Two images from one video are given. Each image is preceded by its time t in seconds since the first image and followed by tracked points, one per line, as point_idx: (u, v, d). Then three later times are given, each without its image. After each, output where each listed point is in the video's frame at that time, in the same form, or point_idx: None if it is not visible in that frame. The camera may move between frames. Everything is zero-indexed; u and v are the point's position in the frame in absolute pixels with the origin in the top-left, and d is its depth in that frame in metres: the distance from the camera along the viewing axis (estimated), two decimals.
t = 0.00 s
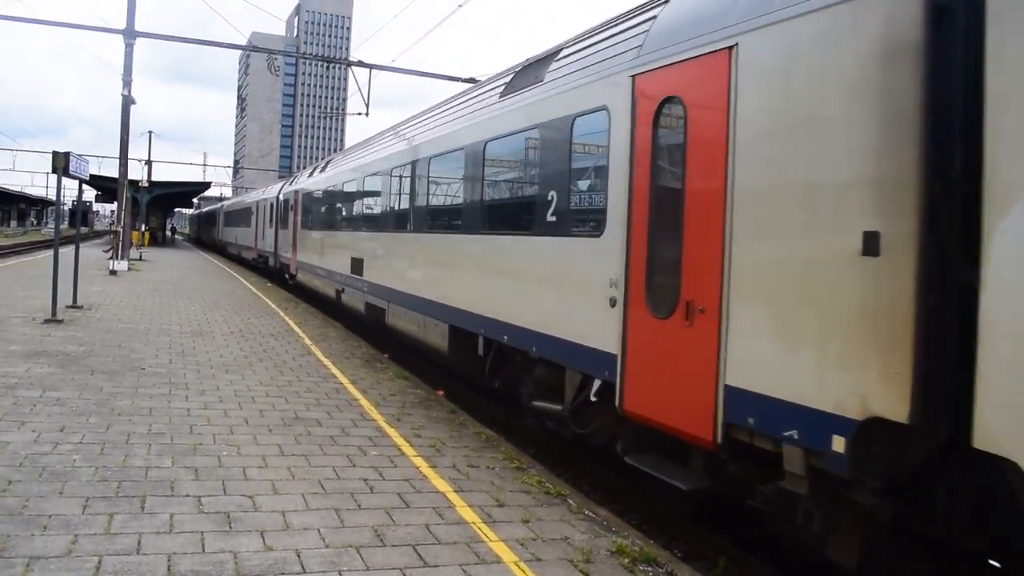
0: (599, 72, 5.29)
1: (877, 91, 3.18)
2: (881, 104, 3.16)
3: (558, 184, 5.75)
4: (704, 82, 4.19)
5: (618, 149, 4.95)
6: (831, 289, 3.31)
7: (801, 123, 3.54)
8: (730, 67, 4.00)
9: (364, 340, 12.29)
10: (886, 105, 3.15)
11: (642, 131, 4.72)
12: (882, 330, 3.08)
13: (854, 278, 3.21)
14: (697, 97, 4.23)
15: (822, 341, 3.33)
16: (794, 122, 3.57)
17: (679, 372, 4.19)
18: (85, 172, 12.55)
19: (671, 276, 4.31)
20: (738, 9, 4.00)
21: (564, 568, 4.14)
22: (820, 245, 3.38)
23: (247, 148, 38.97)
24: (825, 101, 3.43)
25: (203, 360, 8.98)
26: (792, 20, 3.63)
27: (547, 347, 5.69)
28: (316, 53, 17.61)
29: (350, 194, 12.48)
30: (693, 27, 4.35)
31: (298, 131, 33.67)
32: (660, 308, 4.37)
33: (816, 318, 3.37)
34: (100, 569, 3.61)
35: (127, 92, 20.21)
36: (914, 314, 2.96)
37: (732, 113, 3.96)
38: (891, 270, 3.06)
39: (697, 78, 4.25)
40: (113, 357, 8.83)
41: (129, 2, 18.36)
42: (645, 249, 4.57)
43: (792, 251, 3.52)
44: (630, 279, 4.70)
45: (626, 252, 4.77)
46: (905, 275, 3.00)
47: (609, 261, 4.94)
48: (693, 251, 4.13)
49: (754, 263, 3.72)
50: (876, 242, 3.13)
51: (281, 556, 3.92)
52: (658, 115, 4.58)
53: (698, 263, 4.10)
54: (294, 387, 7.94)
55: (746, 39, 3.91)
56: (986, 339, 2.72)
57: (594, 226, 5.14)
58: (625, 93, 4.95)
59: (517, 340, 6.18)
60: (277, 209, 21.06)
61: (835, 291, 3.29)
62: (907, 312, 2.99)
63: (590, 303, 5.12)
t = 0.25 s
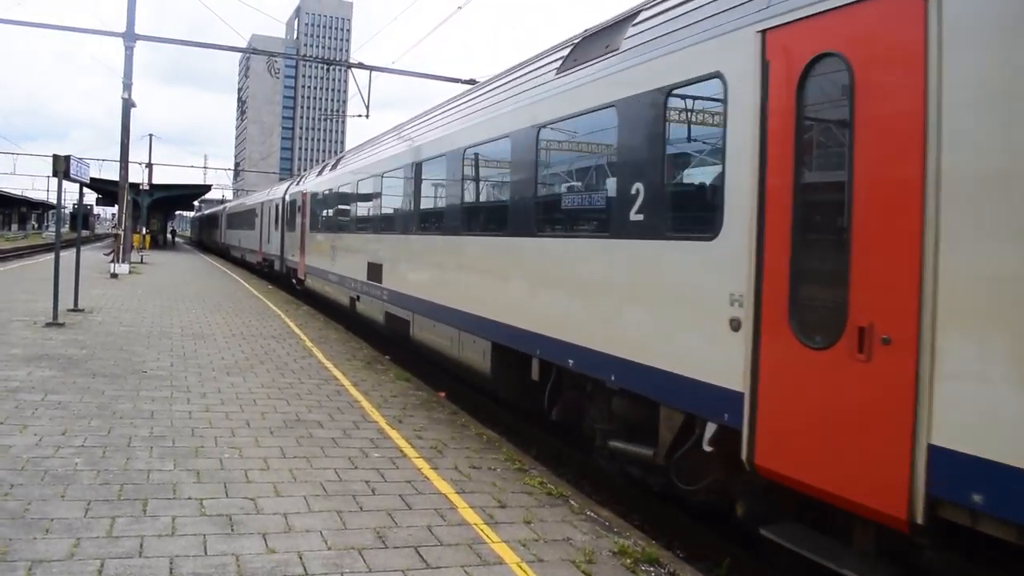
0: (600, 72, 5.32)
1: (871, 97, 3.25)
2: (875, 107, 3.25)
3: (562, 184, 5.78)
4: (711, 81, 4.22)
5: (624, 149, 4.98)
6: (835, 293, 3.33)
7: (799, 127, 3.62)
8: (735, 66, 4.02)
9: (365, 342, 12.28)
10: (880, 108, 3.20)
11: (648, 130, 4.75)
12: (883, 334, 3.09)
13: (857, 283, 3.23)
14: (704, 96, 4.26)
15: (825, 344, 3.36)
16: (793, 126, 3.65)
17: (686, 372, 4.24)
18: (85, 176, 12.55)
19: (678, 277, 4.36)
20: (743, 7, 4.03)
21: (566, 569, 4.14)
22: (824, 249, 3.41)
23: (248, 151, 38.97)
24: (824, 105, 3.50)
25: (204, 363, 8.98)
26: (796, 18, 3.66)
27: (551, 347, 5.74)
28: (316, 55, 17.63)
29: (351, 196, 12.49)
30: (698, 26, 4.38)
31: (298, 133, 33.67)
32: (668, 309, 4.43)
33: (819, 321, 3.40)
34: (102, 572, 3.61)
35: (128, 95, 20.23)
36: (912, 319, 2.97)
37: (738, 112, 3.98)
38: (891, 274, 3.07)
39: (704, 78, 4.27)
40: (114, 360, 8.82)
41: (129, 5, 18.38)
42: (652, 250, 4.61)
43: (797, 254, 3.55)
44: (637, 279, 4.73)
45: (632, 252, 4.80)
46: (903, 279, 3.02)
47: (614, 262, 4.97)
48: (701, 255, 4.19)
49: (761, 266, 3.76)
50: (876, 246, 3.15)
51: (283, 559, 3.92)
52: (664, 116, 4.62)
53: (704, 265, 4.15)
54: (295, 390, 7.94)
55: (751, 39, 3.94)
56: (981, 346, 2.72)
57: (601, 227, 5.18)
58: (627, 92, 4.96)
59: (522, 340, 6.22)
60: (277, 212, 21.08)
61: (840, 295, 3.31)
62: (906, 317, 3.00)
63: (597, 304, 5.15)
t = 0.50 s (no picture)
0: (600, 73, 5.33)
1: (865, 97, 3.28)
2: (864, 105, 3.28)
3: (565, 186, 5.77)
4: (713, 78, 4.21)
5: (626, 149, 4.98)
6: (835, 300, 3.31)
7: (787, 128, 3.69)
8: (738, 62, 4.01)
9: (367, 343, 12.28)
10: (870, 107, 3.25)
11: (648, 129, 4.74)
12: (880, 341, 3.07)
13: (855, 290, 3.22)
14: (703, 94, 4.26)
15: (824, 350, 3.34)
16: (781, 127, 3.72)
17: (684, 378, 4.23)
18: (87, 177, 12.56)
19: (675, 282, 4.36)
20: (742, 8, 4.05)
21: (567, 572, 4.14)
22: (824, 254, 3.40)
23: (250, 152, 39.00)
24: (819, 106, 3.54)
25: (205, 364, 8.98)
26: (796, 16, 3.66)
27: (549, 350, 5.73)
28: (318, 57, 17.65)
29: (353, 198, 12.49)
30: (700, 25, 4.37)
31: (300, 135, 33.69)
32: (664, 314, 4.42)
33: (816, 327, 3.39)
34: (103, 573, 3.61)
35: (130, 96, 20.26)
36: (908, 326, 2.95)
37: (740, 113, 3.97)
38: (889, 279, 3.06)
39: (706, 75, 4.27)
40: (116, 361, 8.83)
41: (132, 6, 18.42)
42: (650, 253, 4.61)
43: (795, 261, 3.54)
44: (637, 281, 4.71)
45: (631, 254, 4.80)
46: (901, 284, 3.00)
47: (613, 264, 4.98)
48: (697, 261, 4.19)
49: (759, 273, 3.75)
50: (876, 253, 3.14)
51: (283, 560, 3.92)
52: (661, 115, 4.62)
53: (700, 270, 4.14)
54: (296, 391, 7.94)
55: (749, 40, 3.95)
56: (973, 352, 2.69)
57: (599, 227, 5.19)
58: (628, 91, 4.96)
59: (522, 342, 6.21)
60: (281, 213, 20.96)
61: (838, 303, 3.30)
62: (901, 324, 2.98)
63: (595, 306, 5.15)
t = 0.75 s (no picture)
0: (602, 74, 5.33)
1: (868, 99, 3.29)
2: (868, 105, 3.29)
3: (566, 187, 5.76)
4: (715, 79, 4.20)
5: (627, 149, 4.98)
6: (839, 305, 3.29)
7: (790, 130, 3.69)
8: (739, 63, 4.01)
9: (366, 343, 12.28)
10: (874, 108, 3.27)
11: (648, 130, 4.73)
12: (885, 346, 3.05)
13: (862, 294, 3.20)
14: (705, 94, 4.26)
15: (827, 354, 3.32)
16: (784, 128, 3.72)
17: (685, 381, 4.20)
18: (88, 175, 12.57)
19: (677, 285, 4.34)
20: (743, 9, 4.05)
21: (565, 572, 4.14)
22: (830, 259, 3.38)
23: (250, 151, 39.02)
24: (821, 108, 3.54)
25: (205, 363, 8.98)
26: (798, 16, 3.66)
27: (551, 353, 5.73)
28: (320, 56, 17.61)
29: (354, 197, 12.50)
30: (702, 25, 4.36)
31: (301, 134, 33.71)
32: (665, 317, 4.40)
33: (820, 332, 3.37)
34: (101, 572, 3.61)
35: (131, 95, 20.27)
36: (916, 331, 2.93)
37: (741, 115, 3.98)
38: (898, 285, 3.04)
39: (707, 76, 4.26)
40: (115, 359, 8.83)
41: (134, 5, 18.43)
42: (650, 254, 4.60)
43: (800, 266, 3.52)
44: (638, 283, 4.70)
45: (631, 255, 4.79)
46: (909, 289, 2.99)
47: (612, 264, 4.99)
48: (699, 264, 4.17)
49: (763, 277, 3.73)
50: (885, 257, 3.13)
51: (281, 560, 3.92)
52: (660, 116, 4.62)
53: (704, 273, 4.13)
54: (295, 390, 7.94)
55: (750, 41, 3.95)
56: (984, 358, 2.68)
57: (599, 228, 5.20)
58: (629, 92, 4.95)
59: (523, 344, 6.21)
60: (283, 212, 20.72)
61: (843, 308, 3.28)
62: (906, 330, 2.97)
63: (595, 307, 5.14)
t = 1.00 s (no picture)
0: (597, 73, 5.35)
1: (863, 103, 3.31)
2: (870, 106, 3.28)
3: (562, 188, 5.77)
4: (710, 79, 4.21)
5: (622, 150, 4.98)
6: (844, 309, 3.28)
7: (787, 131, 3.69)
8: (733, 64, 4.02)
9: (362, 344, 12.27)
10: (878, 108, 3.24)
11: (644, 130, 4.74)
12: (890, 351, 3.04)
13: (867, 299, 3.18)
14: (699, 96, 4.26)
15: (833, 359, 3.30)
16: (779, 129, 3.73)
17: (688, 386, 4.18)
18: (83, 176, 12.56)
19: (679, 288, 4.33)
20: (737, 9, 4.08)
21: (559, 573, 4.14)
22: (826, 260, 3.40)
23: (246, 152, 39.02)
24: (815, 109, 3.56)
25: (199, 365, 8.97)
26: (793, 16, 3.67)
27: (551, 354, 5.73)
28: (315, 57, 17.61)
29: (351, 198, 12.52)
30: (698, 26, 4.37)
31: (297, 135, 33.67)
32: (668, 320, 4.38)
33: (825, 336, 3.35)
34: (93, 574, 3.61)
35: (127, 96, 20.25)
36: (922, 335, 2.92)
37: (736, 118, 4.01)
38: (902, 288, 3.03)
39: (702, 76, 4.27)
40: (109, 361, 8.82)
41: (129, 5, 18.40)
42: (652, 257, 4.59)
43: (803, 270, 3.51)
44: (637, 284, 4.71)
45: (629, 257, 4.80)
46: (914, 292, 2.97)
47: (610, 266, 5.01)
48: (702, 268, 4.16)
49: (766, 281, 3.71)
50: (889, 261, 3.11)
51: (275, 561, 3.92)
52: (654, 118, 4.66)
53: (706, 277, 4.11)
54: (290, 392, 7.94)
55: (742, 43, 3.99)
56: (990, 361, 2.66)
57: (594, 231, 5.25)
58: (625, 92, 4.96)
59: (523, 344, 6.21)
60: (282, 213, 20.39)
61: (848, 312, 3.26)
62: (900, 332, 3.00)
63: (597, 309, 5.14)
